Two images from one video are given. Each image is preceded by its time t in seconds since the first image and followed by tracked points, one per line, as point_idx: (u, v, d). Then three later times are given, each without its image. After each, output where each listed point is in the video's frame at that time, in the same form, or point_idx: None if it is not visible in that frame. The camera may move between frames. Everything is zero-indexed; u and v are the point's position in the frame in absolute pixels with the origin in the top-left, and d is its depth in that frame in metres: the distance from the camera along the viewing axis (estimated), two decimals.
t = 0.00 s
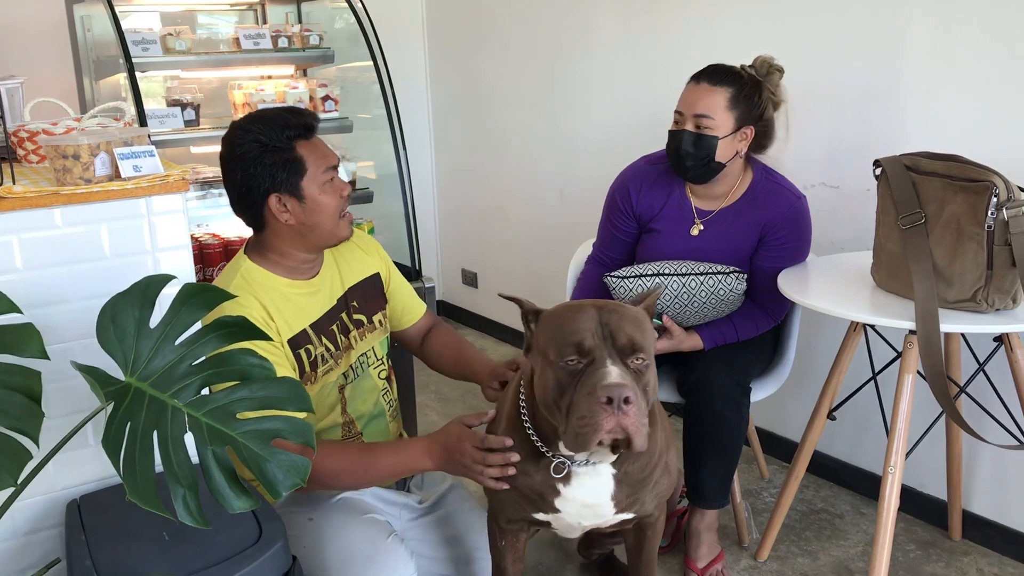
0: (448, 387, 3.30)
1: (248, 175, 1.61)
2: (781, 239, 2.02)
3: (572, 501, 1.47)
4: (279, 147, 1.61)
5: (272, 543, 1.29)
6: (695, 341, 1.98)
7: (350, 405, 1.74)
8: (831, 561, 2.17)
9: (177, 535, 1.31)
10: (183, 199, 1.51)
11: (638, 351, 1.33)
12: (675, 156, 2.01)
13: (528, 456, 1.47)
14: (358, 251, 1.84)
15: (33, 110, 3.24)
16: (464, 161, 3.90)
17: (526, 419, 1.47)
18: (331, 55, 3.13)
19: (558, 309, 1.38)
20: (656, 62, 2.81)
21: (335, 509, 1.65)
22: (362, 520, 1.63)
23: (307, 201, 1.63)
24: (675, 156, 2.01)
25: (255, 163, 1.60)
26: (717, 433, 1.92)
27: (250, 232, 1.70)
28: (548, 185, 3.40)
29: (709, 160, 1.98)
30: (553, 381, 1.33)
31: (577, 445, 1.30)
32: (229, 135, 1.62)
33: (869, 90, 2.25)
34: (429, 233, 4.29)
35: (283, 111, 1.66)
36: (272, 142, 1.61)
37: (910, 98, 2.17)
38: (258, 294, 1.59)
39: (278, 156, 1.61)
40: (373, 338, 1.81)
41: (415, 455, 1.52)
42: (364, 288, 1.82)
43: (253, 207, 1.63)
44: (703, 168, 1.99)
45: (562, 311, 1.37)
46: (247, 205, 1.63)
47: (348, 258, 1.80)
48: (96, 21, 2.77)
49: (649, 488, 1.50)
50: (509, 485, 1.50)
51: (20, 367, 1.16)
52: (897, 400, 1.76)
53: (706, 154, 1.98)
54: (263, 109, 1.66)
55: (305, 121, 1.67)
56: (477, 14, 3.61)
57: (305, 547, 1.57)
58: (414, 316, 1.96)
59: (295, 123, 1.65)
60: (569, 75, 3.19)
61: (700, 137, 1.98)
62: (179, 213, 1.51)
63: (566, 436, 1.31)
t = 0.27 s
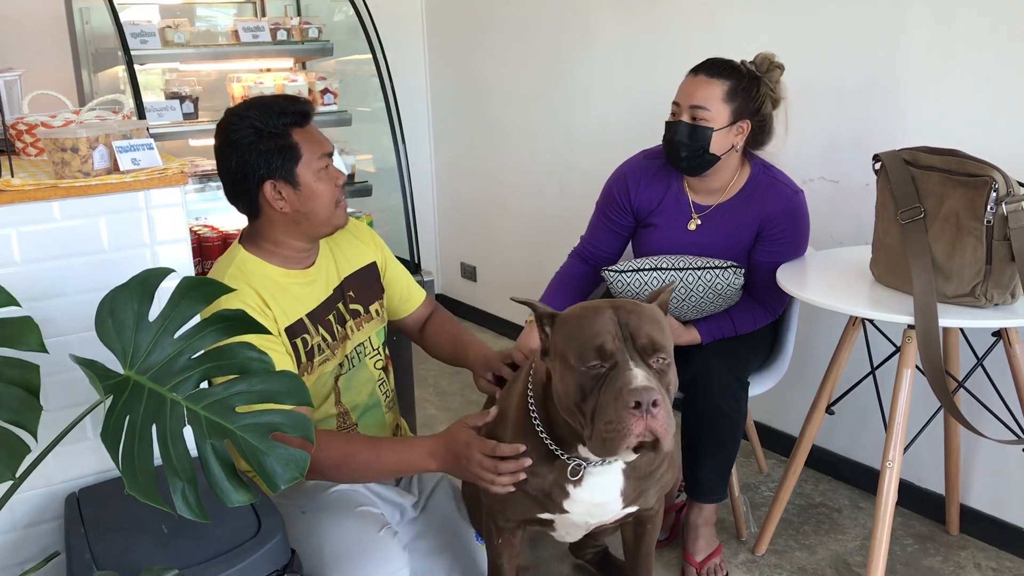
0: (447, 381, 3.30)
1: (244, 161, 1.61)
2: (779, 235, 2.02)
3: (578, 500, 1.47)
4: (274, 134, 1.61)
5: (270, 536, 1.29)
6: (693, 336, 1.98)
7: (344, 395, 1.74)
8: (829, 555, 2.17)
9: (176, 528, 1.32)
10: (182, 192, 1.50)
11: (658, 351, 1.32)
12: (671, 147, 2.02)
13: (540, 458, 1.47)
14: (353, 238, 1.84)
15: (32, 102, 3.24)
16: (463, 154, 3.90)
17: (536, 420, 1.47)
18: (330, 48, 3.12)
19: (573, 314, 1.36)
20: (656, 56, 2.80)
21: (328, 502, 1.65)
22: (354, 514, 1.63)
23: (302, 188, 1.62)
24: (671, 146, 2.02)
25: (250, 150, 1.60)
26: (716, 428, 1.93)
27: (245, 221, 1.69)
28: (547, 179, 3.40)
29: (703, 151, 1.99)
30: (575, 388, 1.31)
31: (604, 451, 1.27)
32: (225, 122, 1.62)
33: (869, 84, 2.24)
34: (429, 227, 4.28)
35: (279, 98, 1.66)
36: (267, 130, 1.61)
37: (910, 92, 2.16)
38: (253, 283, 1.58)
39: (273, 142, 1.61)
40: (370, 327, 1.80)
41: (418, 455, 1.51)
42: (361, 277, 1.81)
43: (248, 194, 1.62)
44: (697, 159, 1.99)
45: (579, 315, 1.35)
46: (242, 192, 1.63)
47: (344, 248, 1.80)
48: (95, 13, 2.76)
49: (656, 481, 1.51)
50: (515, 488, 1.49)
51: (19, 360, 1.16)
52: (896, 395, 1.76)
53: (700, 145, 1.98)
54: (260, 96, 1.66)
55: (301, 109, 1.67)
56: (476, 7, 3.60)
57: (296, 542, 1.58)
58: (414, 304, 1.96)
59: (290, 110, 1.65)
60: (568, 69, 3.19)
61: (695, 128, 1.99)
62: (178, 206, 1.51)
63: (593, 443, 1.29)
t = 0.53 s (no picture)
0: (448, 377, 3.30)
1: (252, 154, 1.62)
2: (779, 232, 2.02)
3: (599, 486, 1.46)
4: (283, 129, 1.62)
5: (272, 532, 1.29)
6: (695, 335, 1.98)
7: (343, 394, 1.74)
8: (829, 551, 2.18)
9: (179, 525, 1.32)
10: (184, 189, 1.51)
11: (674, 322, 1.33)
12: (670, 147, 2.02)
13: (556, 445, 1.45)
14: (366, 237, 1.84)
15: (32, 98, 3.24)
16: (464, 151, 3.89)
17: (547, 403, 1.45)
18: (331, 45, 3.11)
19: (586, 291, 1.37)
20: (658, 53, 2.80)
21: (318, 501, 1.65)
22: (342, 514, 1.63)
23: (310, 185, 1.63)
24: (671, 146, 2.02)
25: (259, 143, 1.61)
26: (717, 425, 1.93)
27: (254, 213, 1.70)
28: (548, 176, 3.39)
29: (702, 151, 1.98)
30: (594, 361, 1.32)
31: (628, 420, 1.28)
32: (236, 113, 1.63)
33: (870, 81, 2.24)
34: (429, 223, 4.28)
35: (291, 91, 1.65)
36: (277, 125, 1.61)
37: (911, 89, 2.16)
38: (258, 275, 1.59)
39: (282, 137, 1.61)
40: (376, 326, 1.80)
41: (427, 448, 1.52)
42: (372, 275, 1.81)
43: (256, 186, 1.63)
44: (697, 159, 1.99)
45: (592, 291, 1.36)
46: (251, 184, 1.64)
47: (355, 244, 1.80)
48: (96, 9, 2.76)
49: (673, 459, 1.51)
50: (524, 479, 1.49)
51: (22, 356, 1.16)
52: (897, 391, 1.77)
53: (700, 145, 1.98)
54: (272, 88, 1.66)
55: (313, 104, 1.66)
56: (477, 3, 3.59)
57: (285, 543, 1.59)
58: (430, 298, 1.96)
59: (302, 105, 1.65)
60: (569, 65, 3.18)
61: (694, 127, 1.99)
62: (180, 203, 1.51)
63: (616, 413, 1.29)
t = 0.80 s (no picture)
0: (451, 374, 3.30)
1: (253, 150, 1.66)
2: (781, 230, 2.02)
3: (617, 479, 1.45)
4: (282, 130, 1.64)
5: (275, 530, 1.29)
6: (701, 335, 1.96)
7: (346, 393, 1.73)
8: (832, 549, 2.18)
9: (182, 522, 1.32)
10: (188, 186, 1.50)
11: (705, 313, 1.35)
12: (673, 157, 2.00)
13: (577, 434, 1.45)
14: (373, 237, 1.83)
15: (36, 95, 3.24)
16: (467, 148, 3.89)
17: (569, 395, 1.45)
18: (334, 42, 3.10)
19: (617, 282, 1.37)
20: (661, 50, 2.79)
21: (319, 499, 1.65)
22: (343, 511, 1.63)
23: (303, 187, 1.63)
24: (673, 156, 2.00)
25: (259, 140, 1.65)
26: (721, 423, 1.93)
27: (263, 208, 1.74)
28: (551, 173, 3.39)
29: (707, 158, 1.97)
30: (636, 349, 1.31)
31: (674, 407, 1.27)
32: (249, 109, 1.67)
33: (875, 79, 2.23)
34: (432, 221, 4.28)
35: (301, 93, 1.66)
36: (277, 126, 1.63)
37: (916, 87, 2.15)
38: (263, 270, 1.59)
39: (279, 138, 1.63)
40: (381, 326, 1.79)
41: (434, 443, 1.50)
42: (378, 275, 1.81)
43: (260, 183, 1.68)
44: (702, 166, 1.98)
45: (624, 282, 1.36)
46: (254, 179, 1.68)
47: (362, 243, 1.80)
48: (99, 7, 2.76)
49: (685, 455, 1.51)
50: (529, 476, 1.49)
51: (26, 353, 1.16)
52: (900, 389, 1.76)
53: (704, 153, 1.97)
54: (286, 87, 1.68)
55: (321, 109, 1.66)
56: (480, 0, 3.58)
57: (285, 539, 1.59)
58: (432, 302, 1.95)
59: (309, 110, 1.65)
60: (573, 62, 3.18)
61: (696, 136, 1.96)
62: (184, 200, 1.50)
63: (661, 401, 1.28)
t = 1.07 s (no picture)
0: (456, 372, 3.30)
1: (256, 152, 1.67)
2: (788, 230, 2.01)
3: (627, 487, 1.45)
4: (281, 133, 1.64)
5: (281, 528, 1.29)
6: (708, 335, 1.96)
7: (351, 391, 1.73)
8: (838, 549, 2.17)
9: (188, 520, 1.32)
10: (194, 183, 1.50)
11: (715, 321, 1.34)
12: (695, 160, 1.96)
13: (589, 447, 1.43)
14: (379, 239, 1.83)
15: (43, 93, 3.24)
16: (472, 146, 3.89)
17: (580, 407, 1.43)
18: (339, 40, 3.11)
19: (624, 292, 1.36)
20: (667, 48, 2.78)
21: (324, 495, 1.66)
22: (348, 507, 1.63)
23: (302, 191, 1.63)
24: (695, 158, 1.96)
25: (260, 142, 1.66)
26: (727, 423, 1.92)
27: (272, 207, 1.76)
28: (556, 171, 3.39)
29: (729, 158, 1.95)
30: (647, 360, 1.30)
31: (687, 417, 1.26)
32: (254, 112, 1.68)
33: (882, 77, 2.23)
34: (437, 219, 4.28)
35: (303, 96, 1.66)
36: (276, 129, 1.64)
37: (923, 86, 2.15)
38: (271, 269, 1.59)
39: (279, 141, 1.63)
40: (386, 327, 1.79)
41: (423, 461, 1.54)
42: (383, 276, 1.81)
43: (264, 184, 1.69)
44: (725, 167, 1.96)
45: (632, 292, 1.35)
46: (259, 180, 1.70)
47: (367, 244, 1.80)
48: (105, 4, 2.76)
49: (690, 457, 1.51)
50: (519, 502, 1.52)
51: (33, 350, 1.16)
52: (908, 390, 1.76)
53: (727, 154, 1.95)
54: (289, 90, 1.68)
55: (322, 112, 1.65)
56: None
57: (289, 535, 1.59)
58: (429, 309, 1.95)
59: (309, 113, 1.64)
60: (578, 60, 3.17)
61: (720, 137, 1.94)
62: (190, 197, 1.50)
63: (674, 412, 1.28)
